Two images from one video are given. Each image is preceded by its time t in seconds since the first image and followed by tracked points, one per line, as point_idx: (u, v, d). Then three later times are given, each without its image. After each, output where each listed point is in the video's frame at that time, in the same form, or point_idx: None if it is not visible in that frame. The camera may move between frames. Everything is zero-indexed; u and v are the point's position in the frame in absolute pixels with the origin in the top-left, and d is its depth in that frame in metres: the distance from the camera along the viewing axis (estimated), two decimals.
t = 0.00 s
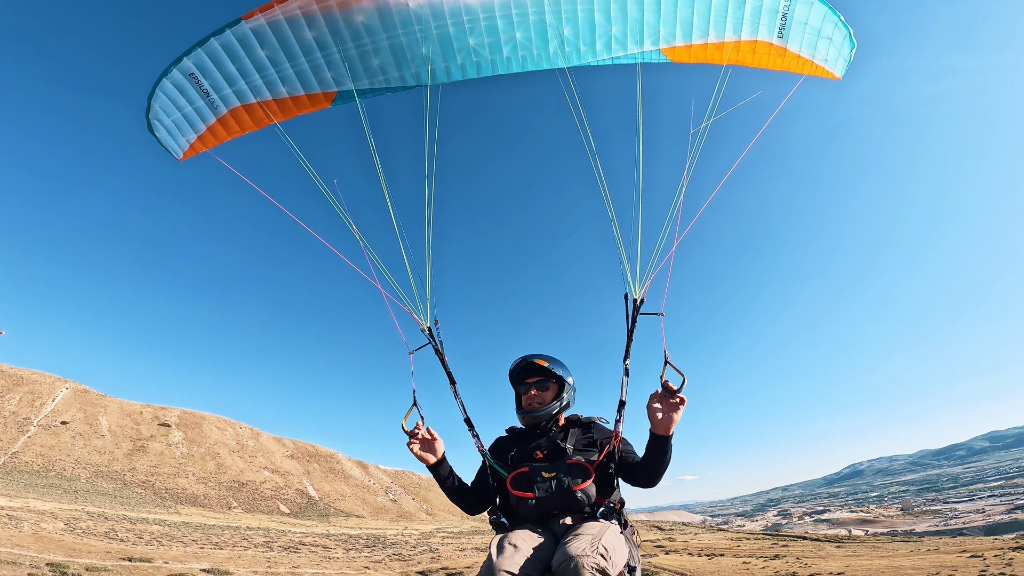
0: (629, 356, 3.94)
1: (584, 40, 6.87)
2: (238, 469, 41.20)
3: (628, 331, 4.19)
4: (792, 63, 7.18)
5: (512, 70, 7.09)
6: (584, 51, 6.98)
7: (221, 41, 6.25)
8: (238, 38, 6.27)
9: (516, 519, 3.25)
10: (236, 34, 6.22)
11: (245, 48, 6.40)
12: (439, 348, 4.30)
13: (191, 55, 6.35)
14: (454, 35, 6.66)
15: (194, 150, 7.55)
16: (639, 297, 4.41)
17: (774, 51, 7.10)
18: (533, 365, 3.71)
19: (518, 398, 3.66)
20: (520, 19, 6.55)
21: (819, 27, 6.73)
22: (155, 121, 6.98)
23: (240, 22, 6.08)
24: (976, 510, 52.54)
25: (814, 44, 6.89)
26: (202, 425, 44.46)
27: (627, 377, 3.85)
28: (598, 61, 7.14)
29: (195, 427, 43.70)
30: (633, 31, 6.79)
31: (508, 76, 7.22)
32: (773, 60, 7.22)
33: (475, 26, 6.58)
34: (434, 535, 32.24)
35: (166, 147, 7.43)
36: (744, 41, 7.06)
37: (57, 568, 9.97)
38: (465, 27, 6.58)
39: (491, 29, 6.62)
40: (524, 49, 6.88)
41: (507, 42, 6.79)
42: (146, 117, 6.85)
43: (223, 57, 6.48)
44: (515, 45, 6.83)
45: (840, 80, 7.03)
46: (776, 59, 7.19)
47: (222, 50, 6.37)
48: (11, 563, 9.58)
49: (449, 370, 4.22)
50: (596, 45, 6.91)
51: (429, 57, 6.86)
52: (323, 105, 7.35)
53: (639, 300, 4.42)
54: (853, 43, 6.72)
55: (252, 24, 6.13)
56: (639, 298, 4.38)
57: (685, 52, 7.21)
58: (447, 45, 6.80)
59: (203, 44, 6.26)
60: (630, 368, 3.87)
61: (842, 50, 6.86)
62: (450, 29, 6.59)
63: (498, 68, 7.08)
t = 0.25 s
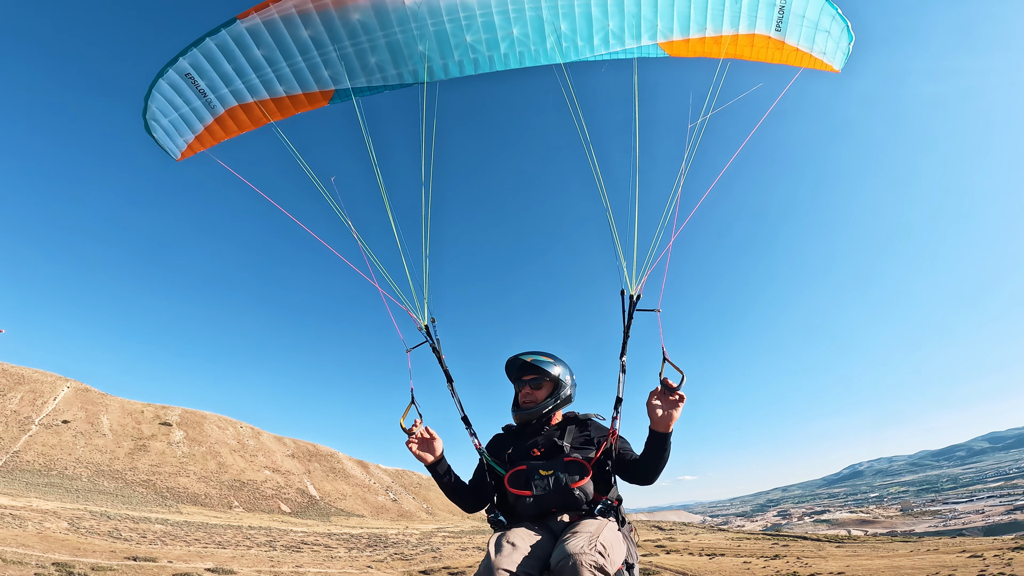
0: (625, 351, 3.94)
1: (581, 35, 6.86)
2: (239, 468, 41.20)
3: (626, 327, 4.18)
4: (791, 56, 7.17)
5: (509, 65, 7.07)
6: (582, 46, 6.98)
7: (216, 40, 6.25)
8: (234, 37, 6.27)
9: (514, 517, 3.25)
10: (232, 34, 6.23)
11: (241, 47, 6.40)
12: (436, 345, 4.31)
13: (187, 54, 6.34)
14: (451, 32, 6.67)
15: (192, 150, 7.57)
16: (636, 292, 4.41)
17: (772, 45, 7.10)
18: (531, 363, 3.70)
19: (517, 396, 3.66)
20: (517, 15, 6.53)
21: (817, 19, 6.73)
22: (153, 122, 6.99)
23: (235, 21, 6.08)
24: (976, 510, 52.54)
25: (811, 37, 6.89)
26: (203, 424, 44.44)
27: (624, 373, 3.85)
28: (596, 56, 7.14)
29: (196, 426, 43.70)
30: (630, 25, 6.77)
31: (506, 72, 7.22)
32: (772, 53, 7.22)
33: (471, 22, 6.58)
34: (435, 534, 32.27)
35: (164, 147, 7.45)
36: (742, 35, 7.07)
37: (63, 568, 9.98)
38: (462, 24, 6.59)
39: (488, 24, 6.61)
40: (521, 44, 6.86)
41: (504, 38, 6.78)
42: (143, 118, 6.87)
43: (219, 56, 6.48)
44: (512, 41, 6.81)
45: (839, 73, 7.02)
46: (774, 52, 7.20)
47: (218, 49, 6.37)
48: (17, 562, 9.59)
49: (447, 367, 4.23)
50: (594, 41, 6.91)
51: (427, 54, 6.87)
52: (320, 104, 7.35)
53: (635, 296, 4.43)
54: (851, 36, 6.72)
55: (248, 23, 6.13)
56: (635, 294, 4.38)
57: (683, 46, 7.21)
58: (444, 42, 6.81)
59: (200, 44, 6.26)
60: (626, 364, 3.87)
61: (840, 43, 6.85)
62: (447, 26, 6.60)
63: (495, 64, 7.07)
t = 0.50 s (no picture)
0: (614, 358, 3.95)
1: (577, 33, 6.84)
2: (240, 467, 41.22)
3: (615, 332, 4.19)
4: (786, 53, 7.16)
5: (505, 64, 7.10)
6: (577, 44, 6.98)
7: (209, 42, 6.25)
8: (226, 39, 6.26)
9: (502, 522, 3.25)
10: (225, 36, 6.22)
11: (234, 49, 6.40)
12: (425, 348, 4.31)
13: (180, 57, 6.34)
14: (446, 31, 6.67)
15: (189, 151, 7.58)
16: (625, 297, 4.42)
17: (768, 41, 7.09)
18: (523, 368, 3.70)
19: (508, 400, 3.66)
20: (512, 14, 6.51)
21: (812, 16, 6.71)
22: (148, 124, 7.00)
23: (228, 23, 6.07)
24: (976, 511, 52.60)
25: (807, 33, 6.87)
26: (204, 423, 44.45)
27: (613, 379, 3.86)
28: (591, 54, 7.14)
29: (197, 425, 43.73)
30: (625, 22, 6.77)
31: (501, 70, 7.24)
32: (767, 50, 7.21)
33: (466, 21, 6.58)
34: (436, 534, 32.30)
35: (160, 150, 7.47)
36: (737, 31, 7.05)
37: (68, 568, 9.98)
38: (457, 23, 6.59)
39: (483, 23, 6.61)
40: (516, 43, 6.86)
41: (499, 37, 6.77)
42: (138, 120, 6.88)
43: (212, 59, 6.47)
44: (507, 39, 6.80)
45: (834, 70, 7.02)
46: (769, 49, 7.19)
47: (211, 51, 6.36)
48: (22, 563, 9.59)
49: (436, 370, 4.22)
50: (589, 38, 6.91)
51: (421, 54, 6.88)
52: (316, 105, 7.35)
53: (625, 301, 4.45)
54: (846, 33, 6.71)
55: (241, 25, 6.12)
56: (624, 299, 4.39)
57: (678, 43, 7.19)
58: (439, 41, 6.81)
59: (193, 47, 6.26)
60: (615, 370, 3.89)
61: (836, 40, 6.85)
62: (441, 25, 6.60)
63: (491, 63, 7.09)
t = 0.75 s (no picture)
0: (613, 362, 3.97)
1: (576, 32, 6.83)
2: (240, 467, 41.19)
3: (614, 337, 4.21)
4: (787, 50, 7.18)
5: (504, 63, 7.10)
6: (577, 43, 6.97)
7: (208, 44, 6.24)
8: (225, 40, 6.26)
9: (501, 527, 3.25)
10: (223, 37, 6.21)
11: (233, 50, 6.39)
12: (426, 353, 4.32)
13: (178, 58, 6.34)
14: (445, 30, 6.68)
15: (189, 153, 7.60)
16: (624, 301, 4.45)
17: (769, 39, 7.11)
18: (525, 372, 3.71)
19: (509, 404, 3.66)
20: (511, 12, 6.50)
21: (813, 13, 6.72)
22: (147, 126, 7.01)
23: (227, 25, 6.07)
24: (974, 511, 52.67)
25: (808, 30, 6.89)
26: (204, 423, 44.41)
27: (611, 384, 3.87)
28: (591, 52, 7.15)
29: (197, 425, 43.69)
30: (625, 21, 6.79)
31: (501, 69, 7.23)
32: (768, 47, 7.23)
33: (465, 20, 6.58)
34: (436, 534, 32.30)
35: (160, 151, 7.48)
36: (738, 29, 7.04)
37: (73, 568, 9.97)
38: (456, 22, 6.59)
39: (482, 22, 6.61)
40: (516, 42, 6.86)
41: (498, 35, 6.77)
42: (138, 122, 6.89)
43: (211, 60, 6.47)
44: (507, 38, 6.80)
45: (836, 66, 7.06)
46: (770, 46, 7.21)
47: (210, 53, 6.36)
48: (27, 563, 9.58)
49: (435, 375, 4.23)
50: (589, 37, 6.91)
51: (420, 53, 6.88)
52: (315, 106, 7.36)
53: (625, 304, 4.47)
54: (848, 30, 6.73)
55: (239, 26, 6.12)
56: (623, 303, 4.41)
57: (679, 41, 7.20)
58: (439, 41, 6.81)
59: (191, 48, 6.25)
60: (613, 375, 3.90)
61: (837, 37, 6.87)
62: (441, 24, 6.61)
63: (490, 62, 7.09)
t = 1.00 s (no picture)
0: (616, 365, 3.96)
1: (579, 31, 6.85)
2: (239, 467, 41.15)
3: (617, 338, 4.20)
4: (791, 50, 7.18)
5: (507, 63, 7.11)
6: (580, 42, 7.00)
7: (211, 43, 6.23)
8: (227, 40, 6.25)
9: (504, 530, 3.25)
10: (226, 37, 6.20)
11: (235, 50, 6.39)
12: (428, 355, 4.31)
13: (181, 58, 6.33)
14: (447, 30, 6.68)
15: (192, 153, 7.60)
16: (627, 303, 4.43)
17: (772, 38, 7.12)
18: (527, 375, 3.71)
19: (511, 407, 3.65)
20: (513, 12, 6.49)
21: (817, 13, 6.73)
22: (150, 126, 7.01)
23: (229, 24, 6.06)
24: (972, 513, 52.78)
25: (812, 31, 6.90)
26: (203, 423, 44.35)
27: (614, 387, 3.87)
28: (594, 52, 7.16)
29: (197, 424, 43.64)
30: (628, 21, 6.79)
31: (503, 69, 7.24)
32: (772, 47, 7.24)
33: (468, 20, 6.57)
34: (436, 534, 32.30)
35: (162, 151, 7.48)
36: (741, 29, 7.04)
37: (77, 568, 9.96)
38: (458, 22, 6.59)
39: (485, 22, 6.60)
40: (518, 41, 6.86)
41: (500, 35, 6.76)
42: (140, 122, 6.89)
43: (214, 60, 6.46)
44: (509, 37, 6.79)
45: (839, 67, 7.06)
46: (774, 46, 7.21)
47: (213, 53, 6.35)
48: (32, 563, 9.57)
49: (438, 377, 4.22)
50: (591, 36, 6.93)
51: (422, 53, 6.89)
52: (317, 106, 7.36)
53: (628, 306, 4.47)
54: (852, 30, 6.72)
55: (241, 26, 6.11)
56: (626, 305, 4.39)
57: (681, 40, 7.20)
58: (441, 40, 6.81)
59: (194, 48, 6.24)
60: (617, 378, 3.89)
61: (841, 37, 6.85)
62: (443, 24, 6.60)
63: (492, 61, 7.10)
